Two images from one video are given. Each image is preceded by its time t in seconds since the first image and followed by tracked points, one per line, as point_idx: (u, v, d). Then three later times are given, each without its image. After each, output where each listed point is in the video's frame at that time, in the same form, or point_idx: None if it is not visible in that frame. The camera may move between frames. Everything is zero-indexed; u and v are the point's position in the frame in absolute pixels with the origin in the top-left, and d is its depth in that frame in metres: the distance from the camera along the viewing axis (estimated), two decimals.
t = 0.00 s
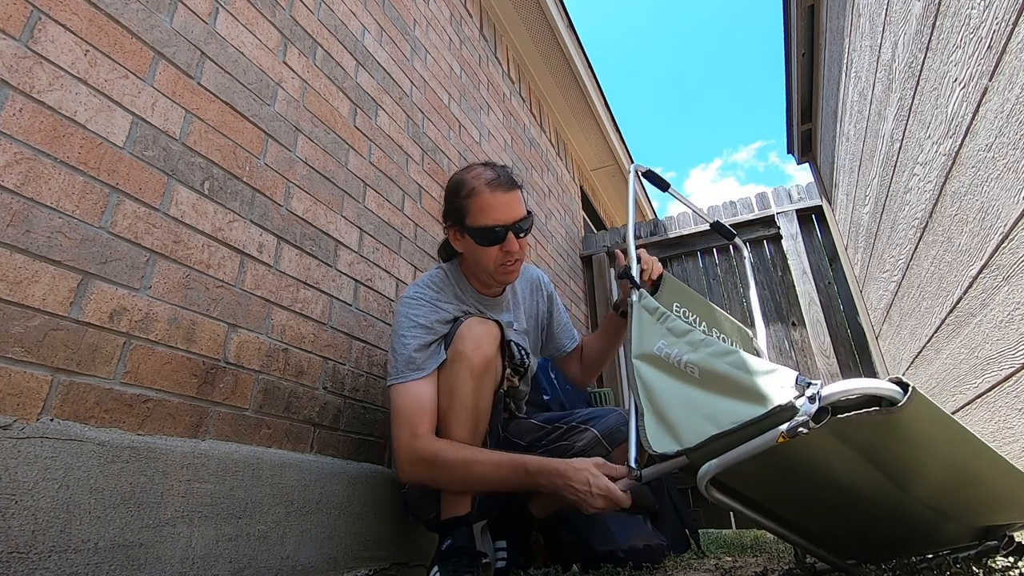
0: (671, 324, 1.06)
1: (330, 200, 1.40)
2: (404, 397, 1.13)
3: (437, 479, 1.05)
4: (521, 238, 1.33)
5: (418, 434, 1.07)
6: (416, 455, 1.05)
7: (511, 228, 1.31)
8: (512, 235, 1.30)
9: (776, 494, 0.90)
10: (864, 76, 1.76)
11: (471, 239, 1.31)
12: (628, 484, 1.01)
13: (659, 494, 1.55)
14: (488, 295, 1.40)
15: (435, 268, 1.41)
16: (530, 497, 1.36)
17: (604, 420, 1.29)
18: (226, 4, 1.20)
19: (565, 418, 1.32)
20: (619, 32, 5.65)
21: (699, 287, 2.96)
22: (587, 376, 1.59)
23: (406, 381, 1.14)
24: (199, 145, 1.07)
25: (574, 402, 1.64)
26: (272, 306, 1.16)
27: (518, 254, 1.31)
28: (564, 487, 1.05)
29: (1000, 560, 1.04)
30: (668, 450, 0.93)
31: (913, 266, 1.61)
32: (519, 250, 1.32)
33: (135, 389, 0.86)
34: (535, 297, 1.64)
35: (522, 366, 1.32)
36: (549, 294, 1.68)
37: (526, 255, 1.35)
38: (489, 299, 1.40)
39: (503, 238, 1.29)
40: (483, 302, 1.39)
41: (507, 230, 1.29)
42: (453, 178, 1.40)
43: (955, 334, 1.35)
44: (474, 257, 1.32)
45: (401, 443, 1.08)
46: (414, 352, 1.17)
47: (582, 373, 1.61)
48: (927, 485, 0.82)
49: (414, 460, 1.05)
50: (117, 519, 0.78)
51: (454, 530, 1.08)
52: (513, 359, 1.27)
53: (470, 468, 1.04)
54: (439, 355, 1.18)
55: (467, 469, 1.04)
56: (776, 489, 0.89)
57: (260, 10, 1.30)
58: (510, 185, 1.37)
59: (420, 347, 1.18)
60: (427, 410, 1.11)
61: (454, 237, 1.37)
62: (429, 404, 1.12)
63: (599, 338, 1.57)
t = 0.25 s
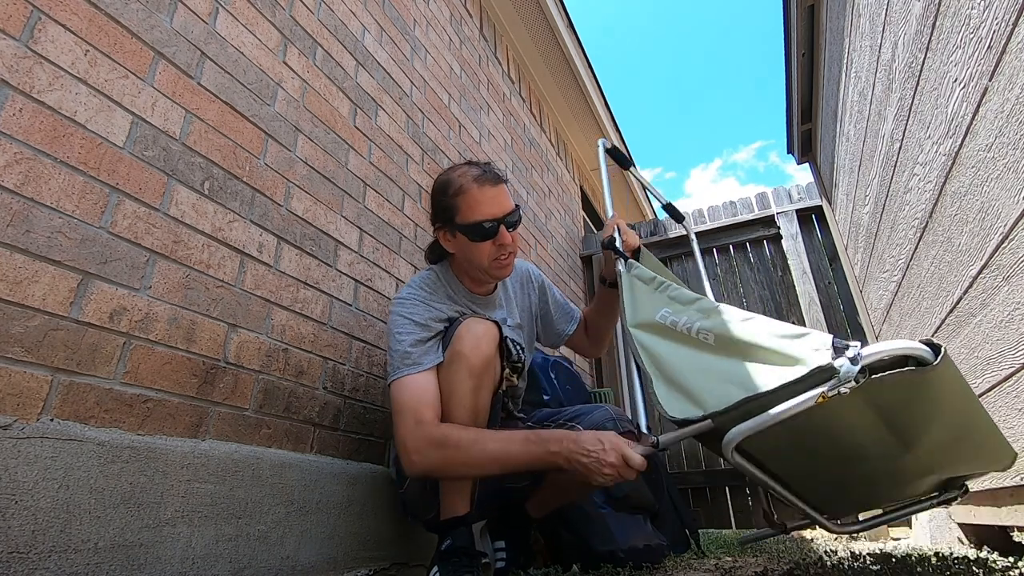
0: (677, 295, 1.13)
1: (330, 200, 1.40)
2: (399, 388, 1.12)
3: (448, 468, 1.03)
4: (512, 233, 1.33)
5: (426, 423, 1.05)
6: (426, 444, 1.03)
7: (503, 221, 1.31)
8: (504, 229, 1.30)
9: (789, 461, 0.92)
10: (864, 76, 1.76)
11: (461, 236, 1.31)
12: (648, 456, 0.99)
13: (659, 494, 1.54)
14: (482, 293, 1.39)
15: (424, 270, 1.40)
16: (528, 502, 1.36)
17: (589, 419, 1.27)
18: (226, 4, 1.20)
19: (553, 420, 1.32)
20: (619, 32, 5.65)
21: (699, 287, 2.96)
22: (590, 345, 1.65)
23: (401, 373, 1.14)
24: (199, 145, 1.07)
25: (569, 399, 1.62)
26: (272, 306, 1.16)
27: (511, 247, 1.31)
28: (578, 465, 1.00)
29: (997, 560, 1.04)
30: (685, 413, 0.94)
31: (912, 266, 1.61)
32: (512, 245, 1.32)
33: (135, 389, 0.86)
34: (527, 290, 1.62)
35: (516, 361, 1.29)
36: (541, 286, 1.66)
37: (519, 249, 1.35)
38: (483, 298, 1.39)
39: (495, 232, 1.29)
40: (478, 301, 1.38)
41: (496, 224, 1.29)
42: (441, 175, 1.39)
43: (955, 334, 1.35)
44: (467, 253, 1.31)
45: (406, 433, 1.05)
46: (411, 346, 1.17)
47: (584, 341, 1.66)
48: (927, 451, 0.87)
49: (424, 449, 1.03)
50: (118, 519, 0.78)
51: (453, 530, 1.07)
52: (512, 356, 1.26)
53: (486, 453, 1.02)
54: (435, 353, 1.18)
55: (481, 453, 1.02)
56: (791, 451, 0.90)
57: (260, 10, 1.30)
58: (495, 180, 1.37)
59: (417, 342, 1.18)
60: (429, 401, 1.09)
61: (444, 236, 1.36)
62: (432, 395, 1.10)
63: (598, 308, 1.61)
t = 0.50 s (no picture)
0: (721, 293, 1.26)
1: (330, 200, 1.40)
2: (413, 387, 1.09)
3: (482, 457, 1.01)
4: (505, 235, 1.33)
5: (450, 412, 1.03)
6: (456, 432, 1.01)
7: (497, 223, 1.31)
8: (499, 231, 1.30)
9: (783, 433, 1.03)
10: (864, 76, 1.76)
11: (454, 238, 1.30)
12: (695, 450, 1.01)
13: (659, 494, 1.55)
14: (475, 296, 1.39)
15: (414, 275, 1.38)
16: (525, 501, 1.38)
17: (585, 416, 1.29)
18: (226, 4, 1.20)
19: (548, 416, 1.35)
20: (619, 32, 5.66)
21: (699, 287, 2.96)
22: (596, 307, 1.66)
23: (412, 372, 1.11)
24: (199, 145, 1.07)
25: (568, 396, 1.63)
26: (272, 306, 1.16)
27: (505, 249, 1.31)
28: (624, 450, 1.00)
29: (995, 560, 1.04)
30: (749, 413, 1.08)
31: (913, 266, 1.61)
32: (505, 247, 1.32)
33: (135, 389, 0.86)
34: (519, 286, 1.62)
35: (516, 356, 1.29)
36: (539, 277, 1.65)
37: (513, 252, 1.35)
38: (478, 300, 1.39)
39: (489, 234, 1.28)
40: (472, 302, 1.38)
41: (490, 227, 1.29)
42: (431, 177, 1.38)
43: (955, 334, 1.35)
44: (460, 256, 1.31)
45: (430, 424, 1.03)
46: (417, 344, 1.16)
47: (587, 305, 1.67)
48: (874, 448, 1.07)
49: (455, 440, 1.01)
50: (118, 519, 0.78)
51: (453, 530, 1.07)
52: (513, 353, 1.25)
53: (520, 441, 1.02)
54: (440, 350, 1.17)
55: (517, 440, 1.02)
56: (792, 457, 1.03)
57: (260, 10, 1.30)
58: (490, 181, 1.36)
59: (422, 340, 1.17)
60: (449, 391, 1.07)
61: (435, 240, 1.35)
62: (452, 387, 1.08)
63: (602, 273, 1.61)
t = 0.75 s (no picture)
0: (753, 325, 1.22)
1: (330, 200, 1.40)
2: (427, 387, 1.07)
3: (511, 463, 0.99)
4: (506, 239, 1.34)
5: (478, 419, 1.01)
6: (484, 437, 0.99)
7: (500, 229, 1.31)
8: (501, 236, 1.32)
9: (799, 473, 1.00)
10: (864, 76, 1.76)
11: (455, 242, 1.29)
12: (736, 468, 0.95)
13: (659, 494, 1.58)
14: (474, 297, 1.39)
15: (413, 275, 1.37)
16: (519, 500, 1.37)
17: (574, 412, 1.30)
18: (226, 4, 1.20)
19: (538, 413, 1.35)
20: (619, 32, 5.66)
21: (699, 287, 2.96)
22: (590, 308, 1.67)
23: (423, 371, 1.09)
24: (199, 145, 1.07)
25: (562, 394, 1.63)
26: (272, 306, 1.16)
27: (506, 255, 1.33)
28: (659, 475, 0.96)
29: (992, 559, 1.04)
30: (780, 444, 1.04)
31: (913, 266, 1.61)
32: (506, 250, 1.33)
33: (135, 389, 0.86)
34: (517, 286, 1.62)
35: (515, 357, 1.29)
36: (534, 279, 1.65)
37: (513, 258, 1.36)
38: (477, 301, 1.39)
39: (492, 238, 1.29)
40: (471, 302, 1.37)
41: (494, 231, 1.30)
42: (432, 177, 1.37)
43: (955, 334, 1.35)
44: (461, 260, 1.31)
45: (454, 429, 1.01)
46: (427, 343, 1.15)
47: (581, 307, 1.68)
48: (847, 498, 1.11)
49: (483, 444, 0.99)
50: (118, 519, 0.78)
51: (455, 531, 1.07)
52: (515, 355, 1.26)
53: (555, 453, 0.99)
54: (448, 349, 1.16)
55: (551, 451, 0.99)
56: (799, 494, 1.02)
57: (260, 10, 1.30)
58: (493, 185, 1.36)
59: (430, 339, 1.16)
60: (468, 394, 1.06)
61: (434, 242, 1.34)
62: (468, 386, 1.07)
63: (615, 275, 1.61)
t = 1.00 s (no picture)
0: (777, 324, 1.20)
1: (330, 200, 1.40)
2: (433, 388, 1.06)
3: (516, 471, 1.00)
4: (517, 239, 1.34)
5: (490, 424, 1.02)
6: (493, 441, 1.00)
7: (513, 229, 1.32)
8: (514, 236, 1.32)
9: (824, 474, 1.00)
10: (864, 77, 1.76)
11: (468, 240, 1.30)
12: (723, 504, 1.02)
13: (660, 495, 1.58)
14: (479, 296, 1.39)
15: (416, 272, 1.36)
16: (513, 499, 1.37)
17: (573, 408, 1.31)
18: (226, 4, 1.20)
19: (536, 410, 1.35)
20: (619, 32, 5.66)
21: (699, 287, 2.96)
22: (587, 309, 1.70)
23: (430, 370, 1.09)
24: (199, 145, 1.07)
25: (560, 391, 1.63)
26: (272, 306, 1.16)
27: (517, 255, 1.33)
28: (661, 492, 0.99)
29: (993, 558, 1.03)
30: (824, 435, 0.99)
31: (912, 266, 1.61)
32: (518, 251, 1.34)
33: (135, 389, 0.86)
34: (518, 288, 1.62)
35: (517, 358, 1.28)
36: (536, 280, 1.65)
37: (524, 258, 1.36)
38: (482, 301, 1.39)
39: (505, 239, 1.30)
40: (476, 301, 1.37)
41: (508, 231, 1.30)
42: (446, 174, 1.37)
43: (955, 334, 1.35)
44: (473, 259, 1.31)
45: (463, 430, 1.01)
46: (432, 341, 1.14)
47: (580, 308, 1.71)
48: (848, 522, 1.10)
49: (493, 448, 1.00)
50: (118, 519, 0.78)
51: (455, 531, 1.07)
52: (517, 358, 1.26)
53: (561, 466, 1.00)
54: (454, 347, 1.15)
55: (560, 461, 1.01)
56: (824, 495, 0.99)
57: (260, 10, 1.30)
58: (510, 186, 1.37)
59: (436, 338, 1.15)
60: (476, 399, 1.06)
61: (446, 240, 1.34)
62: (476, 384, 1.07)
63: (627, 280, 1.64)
